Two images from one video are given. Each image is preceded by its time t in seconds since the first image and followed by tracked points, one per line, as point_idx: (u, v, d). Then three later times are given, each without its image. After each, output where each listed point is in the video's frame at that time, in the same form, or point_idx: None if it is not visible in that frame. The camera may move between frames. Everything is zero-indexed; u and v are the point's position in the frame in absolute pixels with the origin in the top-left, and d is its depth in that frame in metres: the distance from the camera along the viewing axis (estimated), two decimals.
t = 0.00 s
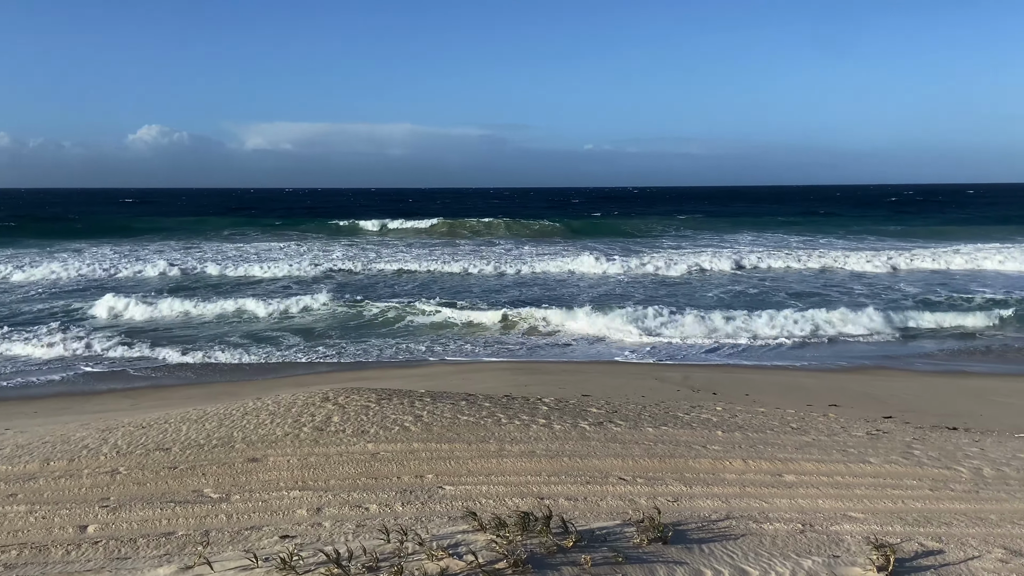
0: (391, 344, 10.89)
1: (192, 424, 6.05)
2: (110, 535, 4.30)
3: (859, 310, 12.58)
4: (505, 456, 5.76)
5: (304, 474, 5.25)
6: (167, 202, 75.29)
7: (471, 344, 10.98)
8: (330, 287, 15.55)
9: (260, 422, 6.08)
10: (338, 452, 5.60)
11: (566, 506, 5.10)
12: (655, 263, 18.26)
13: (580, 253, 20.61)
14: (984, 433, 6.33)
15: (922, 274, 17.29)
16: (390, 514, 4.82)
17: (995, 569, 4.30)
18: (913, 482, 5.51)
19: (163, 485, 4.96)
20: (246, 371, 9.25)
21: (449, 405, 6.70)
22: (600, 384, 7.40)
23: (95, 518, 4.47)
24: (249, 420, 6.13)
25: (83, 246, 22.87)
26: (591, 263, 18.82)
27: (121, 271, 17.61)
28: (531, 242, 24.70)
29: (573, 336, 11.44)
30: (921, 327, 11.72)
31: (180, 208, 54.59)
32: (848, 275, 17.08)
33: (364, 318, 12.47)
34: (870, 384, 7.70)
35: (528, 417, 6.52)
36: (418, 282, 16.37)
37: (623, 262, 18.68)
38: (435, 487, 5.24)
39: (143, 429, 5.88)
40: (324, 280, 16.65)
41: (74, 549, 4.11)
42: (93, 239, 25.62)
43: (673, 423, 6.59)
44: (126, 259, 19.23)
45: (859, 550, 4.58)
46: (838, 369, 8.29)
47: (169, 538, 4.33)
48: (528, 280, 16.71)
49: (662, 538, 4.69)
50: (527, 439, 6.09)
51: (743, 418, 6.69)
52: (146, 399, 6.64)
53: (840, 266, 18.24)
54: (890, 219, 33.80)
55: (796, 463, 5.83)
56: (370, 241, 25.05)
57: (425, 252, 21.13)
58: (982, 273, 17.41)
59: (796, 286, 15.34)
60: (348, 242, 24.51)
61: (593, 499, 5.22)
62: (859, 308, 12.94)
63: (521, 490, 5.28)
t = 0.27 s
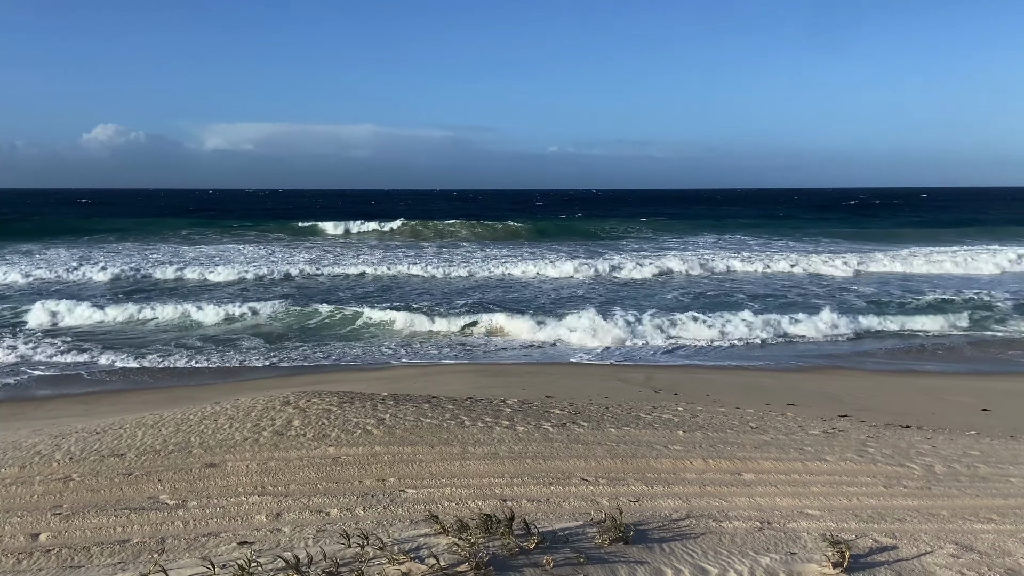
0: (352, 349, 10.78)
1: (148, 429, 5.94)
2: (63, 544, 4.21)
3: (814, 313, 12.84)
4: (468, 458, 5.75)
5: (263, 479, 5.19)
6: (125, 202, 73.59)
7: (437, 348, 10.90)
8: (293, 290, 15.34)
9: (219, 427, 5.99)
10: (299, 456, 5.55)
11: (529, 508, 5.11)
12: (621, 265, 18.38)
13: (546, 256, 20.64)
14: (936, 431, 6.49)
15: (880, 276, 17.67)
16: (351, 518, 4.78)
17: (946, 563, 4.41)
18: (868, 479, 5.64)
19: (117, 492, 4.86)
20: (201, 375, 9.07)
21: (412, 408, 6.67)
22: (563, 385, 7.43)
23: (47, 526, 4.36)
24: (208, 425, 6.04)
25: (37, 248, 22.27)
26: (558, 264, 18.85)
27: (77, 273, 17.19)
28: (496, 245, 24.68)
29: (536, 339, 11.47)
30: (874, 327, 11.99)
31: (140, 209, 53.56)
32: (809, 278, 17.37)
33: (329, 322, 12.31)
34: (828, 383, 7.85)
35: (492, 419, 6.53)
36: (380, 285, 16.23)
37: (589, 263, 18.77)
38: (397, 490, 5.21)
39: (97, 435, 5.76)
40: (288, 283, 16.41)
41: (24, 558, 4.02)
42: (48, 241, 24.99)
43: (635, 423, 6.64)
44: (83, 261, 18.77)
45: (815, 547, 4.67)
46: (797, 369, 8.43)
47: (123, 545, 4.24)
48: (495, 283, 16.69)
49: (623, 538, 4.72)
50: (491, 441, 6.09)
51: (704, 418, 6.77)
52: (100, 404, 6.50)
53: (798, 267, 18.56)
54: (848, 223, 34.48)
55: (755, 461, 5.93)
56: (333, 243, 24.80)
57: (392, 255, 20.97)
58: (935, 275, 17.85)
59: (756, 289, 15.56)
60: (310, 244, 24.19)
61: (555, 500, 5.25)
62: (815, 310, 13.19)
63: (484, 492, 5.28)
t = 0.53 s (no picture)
0: (310, 354, 10.65)
1: (99, 436, 5.81)
2: (8, 554, 4.08)
3: (771, 314, 13.06)
4: (428, 461, 5.73)
5: (219, 485, 5.11)
6: (79, 202, 71.73)
7: (399, 351, 10.84)
8: (253, 293, 15.12)
9: (173, 432, 5.88)
10: (255, 461, 5.47)
11: (489, 509, 5.11)
12: (585, 266, 18.48)
13: (511, 257, 20.66)
14: (887, 428, 6.65)
15: (837, 277, 18.05)
16: (309, 523, 4.73)
17: (896, 557, 4.52)
18: (822, 475, 5.75)
19: (66, 500, 4.74)
20: (154, 380, 8.88)
21: (372, 411, 6.62)
22: (525, 387, 7.44)
23: None
24: (161, 430, 5.92)
25: None
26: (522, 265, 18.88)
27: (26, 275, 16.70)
28: (459, 247, 24.61)
29: (498, 340, 11.46)
30: (828, 326, 12.24)
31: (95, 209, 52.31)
32: (768, 279, 17.66)
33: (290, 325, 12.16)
34: (784, 382, 7.99)
35: (452, 422, 6.51)
36: (340, 288, 16.05)
37: (553, 265, 18.84)
38: (356, 494, 5.17)
39: (45, 442, 5.61)
40: (248, 286, 16.17)
41: None
42: None
43: (596, 424, 6.69)
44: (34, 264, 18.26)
45: (771, 544, 4.74)
46: (754, 369, 8.56)
47: (72, 555, 4.14)
48: (458, 285, 16.66)
49: (583, 538, 4.74)
50: (451, 443, 6.08)
51: (663, 418, 6.84)
52: (49, 410, 6.33)
53: (756, 268, 18.86)
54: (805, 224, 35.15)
55: (713, 460, 6.01)
56: (295, 245, 24.50)
57: (355, 257, 20.81)
58: (888, 275, 18.28)
59: (715, 290, 15.77)
60: (269, 245, 23.81)
61: (516, 502, 5.25)
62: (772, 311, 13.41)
63: (444, 495, 5.26)
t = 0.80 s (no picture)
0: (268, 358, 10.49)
1: (45, 443, 5.65)
2: None
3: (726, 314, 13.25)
4: (385, 464, 5.69)
5: (170, 492, 5.00)
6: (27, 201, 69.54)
7: (359, 356, 10.75)
8: (210, 296, 14.85)
9: (122, 438, 5.75)
10: (208, 467, 5.37)
11: (447, 512, 5.09)
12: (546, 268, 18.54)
13: (472, 259, 20.62)
14: (839, 424, 6.80)
15: (792, 277, 18.41)
16: (263, 529, 4.66)
17: (846, 551, 4.62)
18: (775, 472, 5.85)
19: (10, 510, 4.60)
20: (102, 385, 8.65)
21: (329, 414, 6.55)
22: (483, 388, 7.44)
23: None
24: (111, 437, 5.78)
25: None
26: (483, 266, 18.86)
27: None
28: (419, 248, 24.45)
29: (460, 342, 11.43)
30: (781, 325, 12.47)
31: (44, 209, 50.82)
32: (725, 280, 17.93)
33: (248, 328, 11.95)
34: (740, 380, 8.11)
35: (410, 424, 6.48)
36: (296, 291, 15.82)
37: (514, 266, 18.86)
38: (312, 498, 5.11)
39: None
40: (203, 290, 15.85)
41: None
42: None
43: (554, 424, 6.71)
44: None
45: (725, 540, 4.81)
46: (711, 368, 8.68)
47: (16, 566, 4.02)
48: (419, 288, 16.59)
49: (541, 539, 4.75)
50: (409, 445, 6.05)
51: (622, 417, 6.90)
52: None
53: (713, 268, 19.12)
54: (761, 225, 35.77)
55: (670, 458, 6.07)
56: (253, 247, 24.12)
57: (314, 259, 20.58)
58: (842, 275, 18.70)
59: (673, 291, 15.94)
60: (223, 247, 23.33)
61: (474, 504, 5.24)
62: (727, 311, 13.60)
63: (401, 498, 5.23)
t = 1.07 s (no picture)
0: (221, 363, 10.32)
1: None
2: None
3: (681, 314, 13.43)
4: (340, 467, 5.64)
5: (117, 499, 4.88)
6: None
7: (314, 361, 10.63)
8: (161, 300, 14.53)
9: (66, 445, 5.60)
10: (156, 473, 5.26)
11: (402, 514, 5.06)
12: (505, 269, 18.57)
13: (431, 260, 20.56)
14: (789, 421, 6.94)
15: (747, 278, 18.75)
16: (213, 535, 4.57)
17: (795, 545, 4.71)
18: (728, 468, 5.95)
19: None
20: (45, 392, 8.39)
21: (281, 418, 6.47)
22: (439, 389, 7.41)
23: None
24: (54, 444, 5.62)
25: None
26: (441, 269, 18.81)
27: None
28: (376, 250, 24.27)
29: (418, 343, 11.37)
30: (736, 325, 12.69)
31: None
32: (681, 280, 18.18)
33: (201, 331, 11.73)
34: (693, 379, 8.23)
35: (365, 426, 6.43)
36: (249, 294, 15.55)
37: (472, 268, 18.86)
38: (264, 503, 5.04)
39: None
40: (154, 294, 15.49)
41: None
42: None
43: (511, 424, 6.72)
44: None
45: (679, 536, 4.88)
46: (665, 367, 8.79)
47: None
48: (377, 291, 16.48)
49: (496, 539, 4.76)
50: (364, 448, 6.00)
51: (578, 417, 6.94)
52: None
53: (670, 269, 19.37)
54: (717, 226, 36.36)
55: (625, 457, 6.13)
56: (207, 249, 23.67)
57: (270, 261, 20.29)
58: (794, 275, 19.12)
59: (629, 292, 16.09)
60: (173, 250, 22.79)
61: (429, 506, 5.22)
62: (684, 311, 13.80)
63: (356, 501, 5.18)
